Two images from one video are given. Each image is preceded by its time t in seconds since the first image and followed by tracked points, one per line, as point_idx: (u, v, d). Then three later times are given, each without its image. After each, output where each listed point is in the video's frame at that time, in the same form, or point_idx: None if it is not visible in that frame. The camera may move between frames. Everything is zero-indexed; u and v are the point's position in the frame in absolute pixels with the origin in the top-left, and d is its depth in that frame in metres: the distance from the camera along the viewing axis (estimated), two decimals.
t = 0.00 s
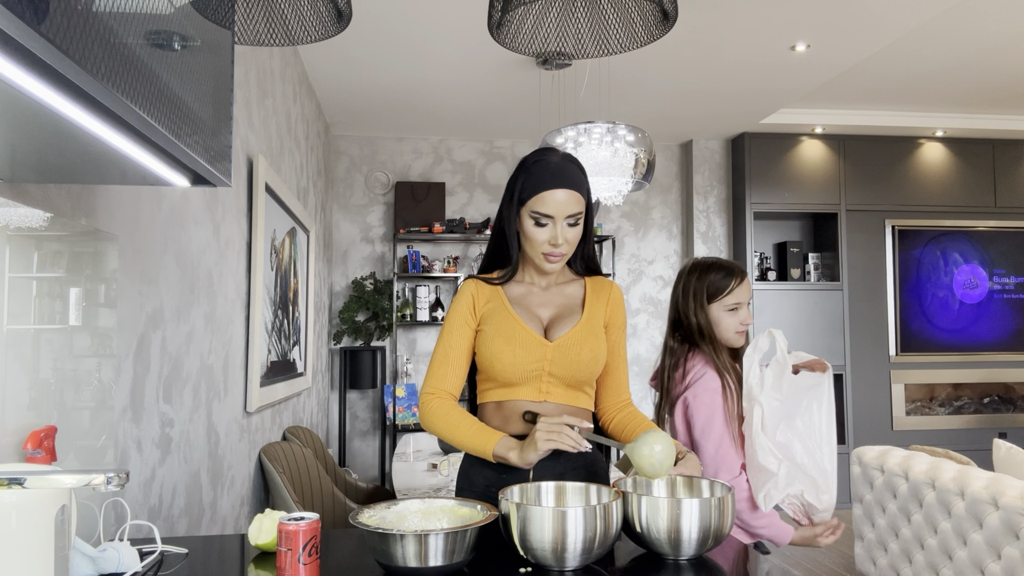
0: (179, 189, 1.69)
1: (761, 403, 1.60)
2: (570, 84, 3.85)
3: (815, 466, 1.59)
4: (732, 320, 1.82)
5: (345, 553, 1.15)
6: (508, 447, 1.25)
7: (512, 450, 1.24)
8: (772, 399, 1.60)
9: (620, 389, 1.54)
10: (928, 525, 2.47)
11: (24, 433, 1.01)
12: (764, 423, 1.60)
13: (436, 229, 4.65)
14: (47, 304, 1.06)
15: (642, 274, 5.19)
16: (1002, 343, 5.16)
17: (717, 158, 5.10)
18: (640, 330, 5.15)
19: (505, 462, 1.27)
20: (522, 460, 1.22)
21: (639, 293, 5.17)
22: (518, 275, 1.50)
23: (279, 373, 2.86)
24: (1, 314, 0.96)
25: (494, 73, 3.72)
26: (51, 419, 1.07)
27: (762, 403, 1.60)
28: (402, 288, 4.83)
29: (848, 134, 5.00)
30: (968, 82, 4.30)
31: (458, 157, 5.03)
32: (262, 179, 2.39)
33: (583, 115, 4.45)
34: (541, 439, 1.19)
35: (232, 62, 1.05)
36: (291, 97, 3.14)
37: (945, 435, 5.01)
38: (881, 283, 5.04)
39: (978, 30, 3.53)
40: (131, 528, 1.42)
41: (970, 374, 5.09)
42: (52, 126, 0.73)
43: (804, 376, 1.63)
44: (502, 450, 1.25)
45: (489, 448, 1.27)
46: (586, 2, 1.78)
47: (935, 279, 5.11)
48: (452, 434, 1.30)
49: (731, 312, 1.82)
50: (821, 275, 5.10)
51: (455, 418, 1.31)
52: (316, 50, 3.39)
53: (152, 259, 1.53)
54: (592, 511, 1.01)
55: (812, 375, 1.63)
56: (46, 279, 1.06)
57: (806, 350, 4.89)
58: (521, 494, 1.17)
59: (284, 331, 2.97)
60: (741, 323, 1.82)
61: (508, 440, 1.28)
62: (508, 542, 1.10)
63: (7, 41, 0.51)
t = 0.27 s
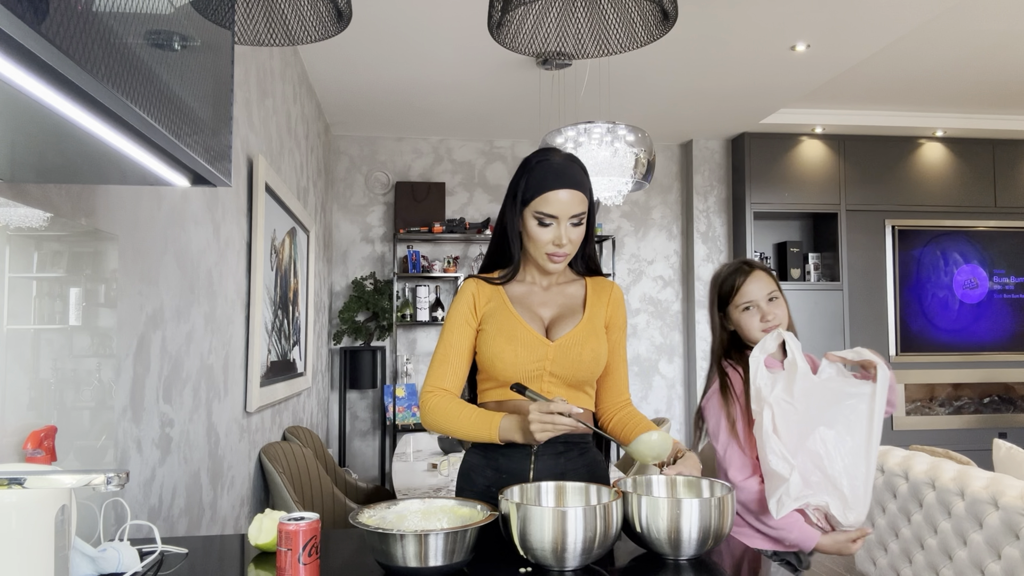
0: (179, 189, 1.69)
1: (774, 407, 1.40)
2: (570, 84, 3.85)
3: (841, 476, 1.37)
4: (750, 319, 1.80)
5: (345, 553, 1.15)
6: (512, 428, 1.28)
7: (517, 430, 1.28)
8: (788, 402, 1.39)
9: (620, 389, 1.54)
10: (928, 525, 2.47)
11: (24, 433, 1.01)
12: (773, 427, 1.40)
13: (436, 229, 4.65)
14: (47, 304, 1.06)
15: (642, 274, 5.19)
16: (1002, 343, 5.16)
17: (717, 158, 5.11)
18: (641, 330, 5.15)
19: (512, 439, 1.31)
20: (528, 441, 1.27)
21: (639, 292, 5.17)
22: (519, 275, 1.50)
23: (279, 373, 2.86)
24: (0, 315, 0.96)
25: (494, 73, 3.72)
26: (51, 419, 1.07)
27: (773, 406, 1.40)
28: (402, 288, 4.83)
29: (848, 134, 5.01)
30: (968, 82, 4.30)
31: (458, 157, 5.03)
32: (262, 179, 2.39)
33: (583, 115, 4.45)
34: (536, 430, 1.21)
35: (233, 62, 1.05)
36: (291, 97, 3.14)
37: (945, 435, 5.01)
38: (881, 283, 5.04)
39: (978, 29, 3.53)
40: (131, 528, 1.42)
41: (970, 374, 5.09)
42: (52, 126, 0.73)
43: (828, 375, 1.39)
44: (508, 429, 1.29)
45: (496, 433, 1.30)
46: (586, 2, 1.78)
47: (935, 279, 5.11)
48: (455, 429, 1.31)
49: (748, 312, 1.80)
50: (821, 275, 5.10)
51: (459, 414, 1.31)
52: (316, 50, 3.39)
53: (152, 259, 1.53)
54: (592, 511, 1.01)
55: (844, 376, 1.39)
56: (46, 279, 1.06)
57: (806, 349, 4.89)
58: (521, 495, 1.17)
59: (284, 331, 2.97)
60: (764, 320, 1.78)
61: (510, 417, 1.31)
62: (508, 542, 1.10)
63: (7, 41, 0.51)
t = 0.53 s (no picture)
0: (180, 189, 1.69)
1: (789, 413, 1.26)
2: (570, 84, 3.85)
3: (872, 488, 1.19)
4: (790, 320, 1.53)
5: (345, 553, 1.15)
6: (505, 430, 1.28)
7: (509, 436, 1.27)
8: (803, 410, 1.24)
9: (621, 389, 1.53)
10: (927, 525, 2.47)
11: (24, 433, 1.01)
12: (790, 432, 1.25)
13: (436, 229, 4.65)
14: (47, 304, 1.06)
15: (642, 274, 5.19)
16: (1002, 343, 5.16)
17: (717, 158, 5.11)
18: (641, 330, 5.15)
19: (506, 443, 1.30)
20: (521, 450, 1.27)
21: (639, 292, 5.17)
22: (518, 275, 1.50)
23: (279, 373, 2.86)
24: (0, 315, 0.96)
25: (494, 73, 3.71)
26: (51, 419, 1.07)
27: (785, 414, 1.26)
28: (402, 288, 4.83)
29: (848, 134, 5.01)
30: (968, 82, 4.30)
31: (458, 157, 5.03)
32: (262, 179, 2.39)
33: (583, 115, 4.45)
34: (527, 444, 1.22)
35: (233, 63, 1.05)
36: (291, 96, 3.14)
37: (945, 435, 5.02)
38: (881, 283, 5.04)
39: (978, 30, 3.53)
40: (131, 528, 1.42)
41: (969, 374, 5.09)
42: (51, 126, 0.73)
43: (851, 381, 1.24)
44: (501, 430, 1.28)
45: (491, 434, 1.29)
46: (586, 2, 1.78)
47: (935, 279, 5.11)
48: (454, 429, 1.31)
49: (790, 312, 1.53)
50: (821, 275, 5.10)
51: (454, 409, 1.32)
52: (316, 50, 3.39)
53: (153, 259, 1.53)
54: (592, 511, 1.01)
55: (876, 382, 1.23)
56: (46, 279, 1.06)
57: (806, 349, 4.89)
58: (521, 494, 1.17)
59: (284, 331, 2.97)
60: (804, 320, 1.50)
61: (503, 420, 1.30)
62: (508, 542, 1.10)
63: (7, 41, 0.51)
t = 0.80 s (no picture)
0: (179, 189, 1.69)
1: (839, 444, 1.15)
2: (570, 84, 3.85)
3: (954, 517, 1.06)
4: (852, 323, 1.35)
5: (345, 553, 1.15)
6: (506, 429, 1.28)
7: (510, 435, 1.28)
8: (851, 439, 1.14)
9: (620, 388, 1.53)
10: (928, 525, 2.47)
11: (24, 433, 1.01)
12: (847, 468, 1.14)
13: (436, 229, 4.65)
14: (47, 305, 1.06)
15: (643, 274, 5.18)
16: (1002, 344, 5.16)
17: (717, 158, 5.10)
18: (641, 330, 5.15)
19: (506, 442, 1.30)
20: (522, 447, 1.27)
21: (639, 292, 5.17)
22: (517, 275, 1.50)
23: (279, 372, 2.86)
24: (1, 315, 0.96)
25: (494, 73, 3.71)
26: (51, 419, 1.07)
27: (837, 445, 1.16)
28: (402, 288, 4.83)
29: (848, 134, 5.00)
30: (968, 82, 4.30)
31: (458, 157, 5.03)
32: (262, 179, 2.38)
33: (583, 115, 4.45)
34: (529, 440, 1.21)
35: (232, 62, 1.05)
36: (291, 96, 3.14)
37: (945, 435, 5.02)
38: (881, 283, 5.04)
39: (978, 29, 3.53)
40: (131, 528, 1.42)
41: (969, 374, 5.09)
42: (51, 126, 0.73)
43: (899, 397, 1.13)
44: (502, 429, 1.28)
45: (491, 433, 1.29)
46: (586, 2, 1.78)
47: (935, 279, 5.11)
48: (453, 428, 1.31)
49: (852, 314, 1.35)
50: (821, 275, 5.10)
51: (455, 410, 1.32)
52: (316, 50, 3.39)
53: (153, 259, 1.53)
54: (592, 511, 1.01)
55: (924, 390, 1.12)
56: (46, 280, 1.06)
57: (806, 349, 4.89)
58: (521, 494, 1.17)
59: (284, 331, 2.97)
60: (869, 323, 1.33)
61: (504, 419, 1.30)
62: (508, 543, 1.10)
63: (7, 41, 0.51)
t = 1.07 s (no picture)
0: (179, 189, 1.69)
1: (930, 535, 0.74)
2: (570, 84, 3.85)
3: None
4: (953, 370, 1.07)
5: (345, 554, 1.14)
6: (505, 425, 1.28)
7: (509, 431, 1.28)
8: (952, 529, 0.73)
9: (619, 388, 1.53)
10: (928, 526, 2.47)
11: (24, 433, 1.01)
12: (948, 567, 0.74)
13: (436, 229, 4.65)
14: (47, 305, 1.06)
15: (643, 274, 5.18)
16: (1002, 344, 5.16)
17: (717, 158, 5.10)
18: (641, 330, 5.15)
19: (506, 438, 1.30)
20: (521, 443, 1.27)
21: (639, 292, 5.17)
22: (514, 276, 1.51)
23: (280, 373, 2.86)
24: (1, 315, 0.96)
25: (494, 73, 3.71)
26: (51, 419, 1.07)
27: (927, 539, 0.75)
28: (402, 288, 4.83)
29: (848, 134, 5.01)
30: (967, 82, 4.30)
31: (458, 157, 5.03)
32: (262, 179, 2.39)
33: (583, 115, 4.45)
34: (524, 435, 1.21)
35: (233, 62, 1.05)
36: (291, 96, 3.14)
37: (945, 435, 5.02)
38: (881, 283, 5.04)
39: (977, 30, 3.53)
40: (131, 528, 1.42)
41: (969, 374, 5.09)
42: (51, 126, 0.73)
43: None
44: (500, 426, 1.28)
45: (489, 431, 1.29)
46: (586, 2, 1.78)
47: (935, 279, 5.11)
48: (452, 429, 1.31)
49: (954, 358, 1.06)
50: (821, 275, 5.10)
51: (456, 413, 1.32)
52: (316, 50, 3.39)
53: (153, 259, 1.54)
54: (592, 511, 1.01)
55: None
56: (47, 280, 1.06)
57: (806, 350, 4.89)
58: (521, 494, 1.18)
59: (284, 331, 2.97)
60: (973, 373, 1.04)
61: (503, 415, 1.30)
62: (508, 542, 1.10)
63: (7, 40, 0.51)
